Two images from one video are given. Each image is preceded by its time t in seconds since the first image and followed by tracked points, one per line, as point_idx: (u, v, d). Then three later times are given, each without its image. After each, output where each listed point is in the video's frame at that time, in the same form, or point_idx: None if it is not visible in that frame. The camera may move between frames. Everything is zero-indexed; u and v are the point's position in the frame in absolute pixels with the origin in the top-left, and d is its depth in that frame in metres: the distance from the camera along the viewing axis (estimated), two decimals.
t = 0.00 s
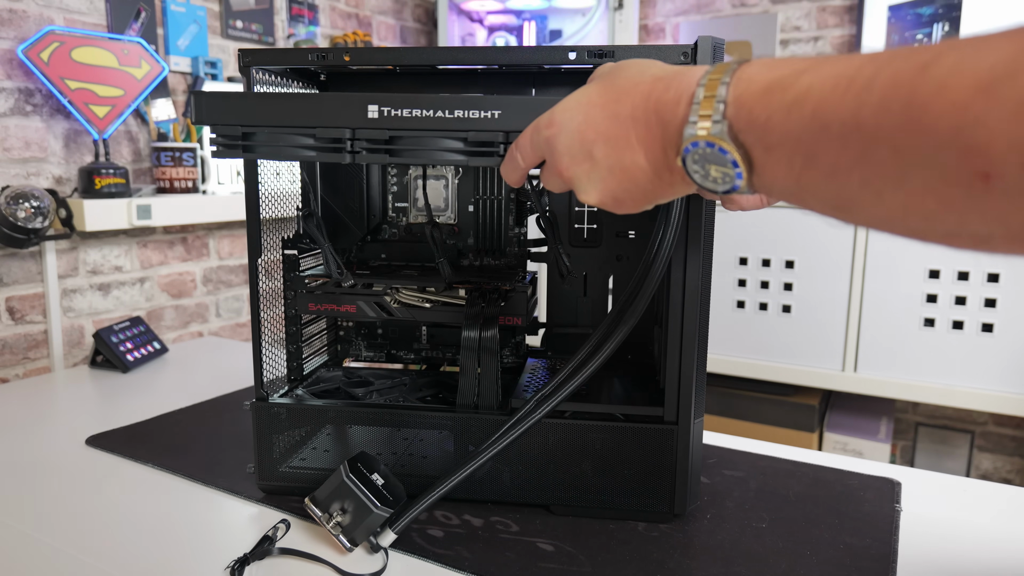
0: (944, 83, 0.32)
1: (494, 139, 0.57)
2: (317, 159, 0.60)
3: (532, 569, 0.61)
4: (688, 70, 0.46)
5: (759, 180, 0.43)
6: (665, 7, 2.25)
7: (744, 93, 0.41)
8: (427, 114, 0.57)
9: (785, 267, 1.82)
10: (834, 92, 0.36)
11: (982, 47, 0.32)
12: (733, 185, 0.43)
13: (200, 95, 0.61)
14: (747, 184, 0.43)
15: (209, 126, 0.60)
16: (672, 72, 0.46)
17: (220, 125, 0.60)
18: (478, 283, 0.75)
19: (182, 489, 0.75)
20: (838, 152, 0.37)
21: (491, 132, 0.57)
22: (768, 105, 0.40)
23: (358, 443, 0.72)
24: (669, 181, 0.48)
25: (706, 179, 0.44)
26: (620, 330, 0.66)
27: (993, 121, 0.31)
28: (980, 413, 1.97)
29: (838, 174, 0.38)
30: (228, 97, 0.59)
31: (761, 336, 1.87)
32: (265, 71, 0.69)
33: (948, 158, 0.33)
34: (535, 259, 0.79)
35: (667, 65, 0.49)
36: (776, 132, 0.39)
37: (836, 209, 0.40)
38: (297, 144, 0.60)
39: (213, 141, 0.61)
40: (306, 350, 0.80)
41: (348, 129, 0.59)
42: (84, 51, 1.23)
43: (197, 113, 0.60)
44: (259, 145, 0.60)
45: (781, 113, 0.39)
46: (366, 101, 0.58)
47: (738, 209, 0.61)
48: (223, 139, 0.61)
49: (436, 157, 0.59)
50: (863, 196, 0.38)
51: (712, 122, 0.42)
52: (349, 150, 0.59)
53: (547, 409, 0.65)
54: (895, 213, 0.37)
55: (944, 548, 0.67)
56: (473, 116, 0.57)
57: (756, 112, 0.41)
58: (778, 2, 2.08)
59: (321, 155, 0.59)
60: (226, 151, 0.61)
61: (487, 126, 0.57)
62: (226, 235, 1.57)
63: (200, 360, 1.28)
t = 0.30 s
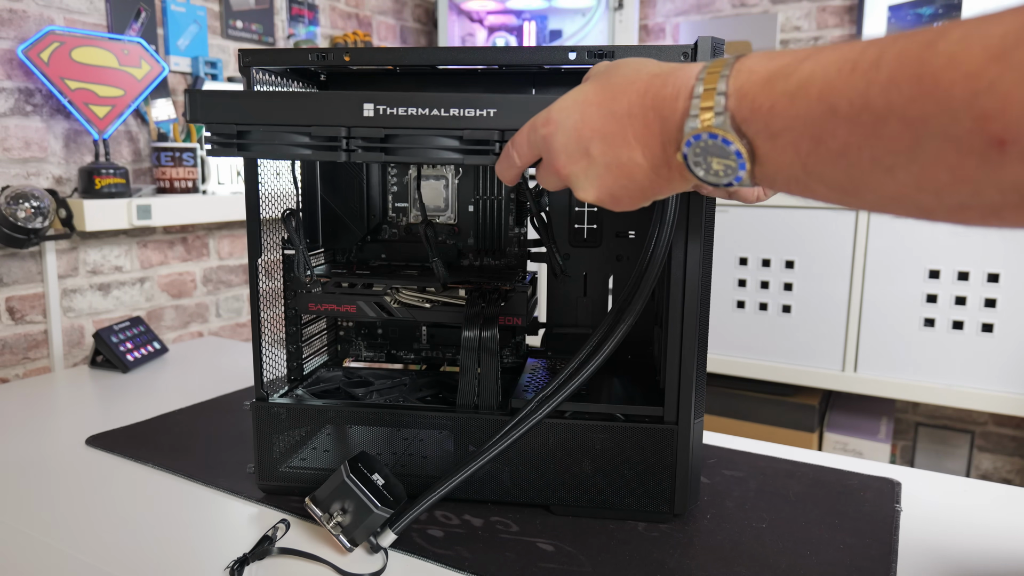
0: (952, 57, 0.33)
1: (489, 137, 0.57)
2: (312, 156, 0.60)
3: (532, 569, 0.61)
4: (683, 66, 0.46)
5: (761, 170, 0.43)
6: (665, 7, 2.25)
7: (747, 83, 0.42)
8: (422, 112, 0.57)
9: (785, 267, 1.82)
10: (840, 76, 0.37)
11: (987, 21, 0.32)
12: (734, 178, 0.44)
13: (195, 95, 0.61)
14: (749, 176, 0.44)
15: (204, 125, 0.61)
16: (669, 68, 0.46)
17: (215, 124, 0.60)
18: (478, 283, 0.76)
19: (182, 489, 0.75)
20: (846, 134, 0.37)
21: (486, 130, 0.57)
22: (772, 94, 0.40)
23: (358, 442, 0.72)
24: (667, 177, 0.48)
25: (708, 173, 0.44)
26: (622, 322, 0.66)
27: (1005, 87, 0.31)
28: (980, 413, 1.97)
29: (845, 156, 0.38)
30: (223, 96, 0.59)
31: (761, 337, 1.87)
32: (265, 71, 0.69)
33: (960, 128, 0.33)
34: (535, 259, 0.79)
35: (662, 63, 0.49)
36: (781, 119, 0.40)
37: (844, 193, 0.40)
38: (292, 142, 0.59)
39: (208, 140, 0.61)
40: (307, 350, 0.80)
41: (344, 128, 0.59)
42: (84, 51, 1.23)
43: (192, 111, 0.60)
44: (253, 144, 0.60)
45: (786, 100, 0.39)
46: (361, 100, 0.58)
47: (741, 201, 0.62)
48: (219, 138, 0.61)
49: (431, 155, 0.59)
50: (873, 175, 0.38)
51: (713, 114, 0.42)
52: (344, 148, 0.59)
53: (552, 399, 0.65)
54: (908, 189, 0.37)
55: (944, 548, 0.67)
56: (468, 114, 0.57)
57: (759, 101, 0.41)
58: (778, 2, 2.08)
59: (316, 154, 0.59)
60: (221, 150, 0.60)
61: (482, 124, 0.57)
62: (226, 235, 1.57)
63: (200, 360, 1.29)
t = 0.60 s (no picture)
0: (939, 67, 0.33)
1: (484, 142, 0.57)
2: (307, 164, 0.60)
3: (532, 569, 0.61)
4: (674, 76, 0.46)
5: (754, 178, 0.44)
6: (665, 7, 2.25)
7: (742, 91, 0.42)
8: (416, 117, 0.57)
9: (785, 267, 1.82)
10: (831, 85, 0.37)
11: (973, 32, 0.32)
12: (726, 188, 0.44)
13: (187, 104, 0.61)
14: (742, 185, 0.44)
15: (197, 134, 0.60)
16: (663, 78, 0.47)
17: (207, 132, 0.60)
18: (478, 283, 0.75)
19: (181, 490, 0.75)
20: (836, 145, 0.37)
21: (481, 135, 0.57)
22: (764, 103, 0.41)
23: (358, 443, 0.72)
24: (662, 185, 0.48)
25: (702, 182, 0.45)
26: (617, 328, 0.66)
27: (990, 97, 0.31)
28: (980, 413, 1.97)
29: (834, 168, 0.38)
30: (215, 105, 0.59)
31: (761, 337, 1.87)
32: (265, 71, 0.69)
33: (947, 139, 0.33)
34: (534, 258, 0.79)
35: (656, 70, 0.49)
36: (772, 128, 0.40)
37: (837, 202, 0.40)
38: (286, 150, 0.60)
39: (201, 149, 0.61)
40: (307, 350, 0.80)
41: (337, 135, 0.59)
42: (84, 51, 1.23)
43: (184, 120, 0.60)
44: (247, 152, 0.60)
45: (779, 108, 0.40)
46: (354, 106, 0.58)
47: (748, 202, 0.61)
48: (210, 148, 0.60)
49: (426, 160, 0.59)
50: (864, 186, 0.38)
51: (705, 125, 0.42)
52: (339, 155, 0.60)
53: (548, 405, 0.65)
54: (899, 201, 0.37)
55: (944, 548, 0.67)
56: (462, 119, 0.57)
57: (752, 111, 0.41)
58: (778, 2, 2.08)
59: (311, 161, 0.60)
60: (214, 159, 0.60)
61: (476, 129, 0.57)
62: (226, 235, 1.57)
63: (200, 360, 1.28)
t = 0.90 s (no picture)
0: (941, 70, 0.33)
1: (491, 132, 0.57)
2: (314, 144, 0.60)
3: (532, 569, 0.61)
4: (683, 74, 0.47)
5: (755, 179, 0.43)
6: (665, 7, 2.25)
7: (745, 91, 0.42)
8: (424, 104, 0.57)
9: (785, 267, 1.82)
10: (833, 85, 0.37)
11: (975, 35, 0.32)
12: (726, 187, 0.44)
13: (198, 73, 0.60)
14: (743, 185, 0.44)
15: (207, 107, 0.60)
16: (674, 74, 0.47)
17: (218, 106, 0.59)
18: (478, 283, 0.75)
19: (182, 490, 0.75)
20: (836, 146, 0.37)
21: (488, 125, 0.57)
22: (767, 102, 0.41)
23: (358, 442, 0.72)
24: (666, 183, 0.48)
25: (703, 180, 0.44)
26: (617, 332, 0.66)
27: (991, 101, 0.31)
28: (980, 413, 1.97)
29: (834, 170, 0.38)
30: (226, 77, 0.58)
31: (761, 336, 1.87)
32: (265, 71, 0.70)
33: (947, 143, 0.33)
34: (534, 258, 0.79)
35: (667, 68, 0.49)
36: (775, 127, 0.40)
37: (837, 205, 0.40)
38: (294, 129, 0.60)
39: (211, 122, 0.60)
40: (307, 350, 0.80)
41: (346, 117, 0.58)
42: (84, 51, 1.23)
43: (195, 92, 0.59)
44: (256, 128, 0.60)
45: (782, 107, 0.40)
46: (364, 88, 0.58)
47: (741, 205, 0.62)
48: (221, 121, 0.60)
49: (432, 147, 0.59)
50: (864, 189, 0.38)
51: (711, 121, 0.42)
52: (346, 137, 0.59)
53: (555, 402, 0.64)
54: (898, 204, 0.37)
55: (944, 548, 0.67)
56: (471, 108, 0.57)
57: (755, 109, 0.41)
58: (778, 2, 2.08)
59: (319, 142, 0.60)
60: (224, 133, 0.60)
61: (484, 119, 0.57)
62: (226, 235, 1.57)
63: (200, 360, 1.28)
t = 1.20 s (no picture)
0: (955, 50, 0.34)
1: (491, 114, 0.58)
2: (309, 123, 0.59)
3: (532, 569, 0.61)
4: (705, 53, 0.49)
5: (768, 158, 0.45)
6: (664, 7, 2.25)
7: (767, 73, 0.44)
8: (424, 84, 0.57)
9: (785, 267, 1.82)
10: (853, 63, 0.39)
11: (991, 18, 0.33)
12: (735, 164, 0.45)
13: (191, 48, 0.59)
14: (753, 165, 0.45)
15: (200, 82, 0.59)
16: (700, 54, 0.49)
17: (211, 82, 0.58)
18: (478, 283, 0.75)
19: (182, 489, 0.75)
20: (850, 125, 0.39)
21: (489, 107, 0.57)
22: (789, 79, 0.42)
23: (358, 443, 0.72)
24: (679, 162, 0.49)
25: (716, 155, 0.45)
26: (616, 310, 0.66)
27: (1000, 83, 0.32)
28: (980, 413, 1.97)
29: (845, 150, 0.40)
30: (222, 54, 0.58)
31: (761, 336, 1.87)
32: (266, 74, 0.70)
33: (958, 123, 0.34)
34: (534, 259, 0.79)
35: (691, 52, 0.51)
36: (794, 104, 0.42)
37: (846, 187, 0.41)
38: (289, 107, 0.59)
39: (203, 97, 0.59)
40: (307, 350, 0.80)
41: (343, 95, 0.58)
42: (84, 51, 1.23)
43: (189, 68, 0.58)
44: (249, 105, 0.59)
45: (802, 84, 0.41)
46: (364, 67, 0.58)
47: (737, 199, 0.61)
48: (213, 96, 0.59)
49: (430, 128, 0.59)
50: (874, 169, 0.39)
51: (733, 93, 0.44)
52: (343, 115, 0.59)
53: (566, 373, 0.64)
54: (906, 186, 0.38)
55: (944, 548, 0.67)
56: (471, 89, 0.57)
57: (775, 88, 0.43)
58: (778, 2, 2.08)
59: (312, 121, 0.59)
60: (215, 108, 0.59)
61: (484, 101, 0.58)
62: (226, 235, 1.57)
63: (200, 360, 1.28)
